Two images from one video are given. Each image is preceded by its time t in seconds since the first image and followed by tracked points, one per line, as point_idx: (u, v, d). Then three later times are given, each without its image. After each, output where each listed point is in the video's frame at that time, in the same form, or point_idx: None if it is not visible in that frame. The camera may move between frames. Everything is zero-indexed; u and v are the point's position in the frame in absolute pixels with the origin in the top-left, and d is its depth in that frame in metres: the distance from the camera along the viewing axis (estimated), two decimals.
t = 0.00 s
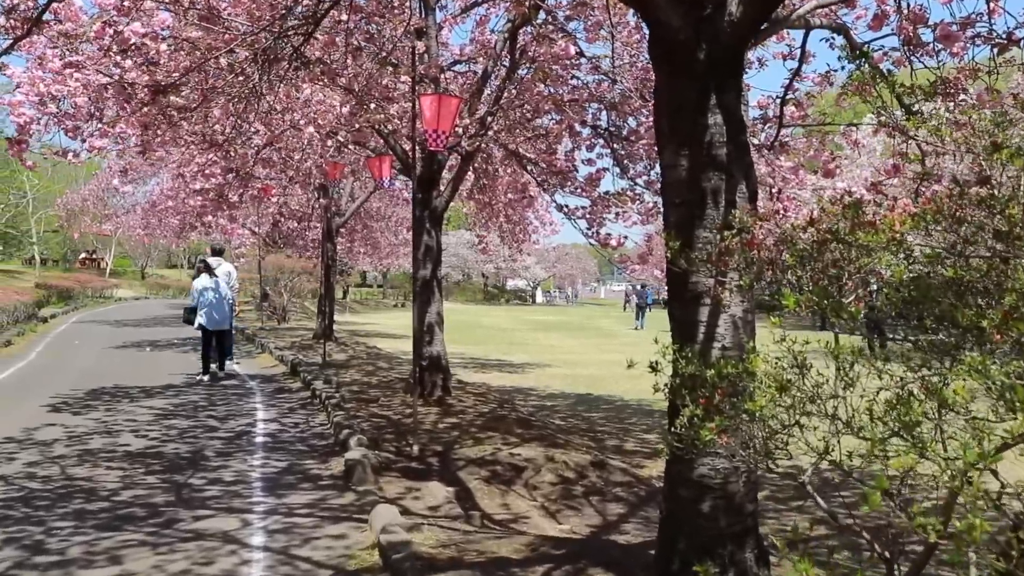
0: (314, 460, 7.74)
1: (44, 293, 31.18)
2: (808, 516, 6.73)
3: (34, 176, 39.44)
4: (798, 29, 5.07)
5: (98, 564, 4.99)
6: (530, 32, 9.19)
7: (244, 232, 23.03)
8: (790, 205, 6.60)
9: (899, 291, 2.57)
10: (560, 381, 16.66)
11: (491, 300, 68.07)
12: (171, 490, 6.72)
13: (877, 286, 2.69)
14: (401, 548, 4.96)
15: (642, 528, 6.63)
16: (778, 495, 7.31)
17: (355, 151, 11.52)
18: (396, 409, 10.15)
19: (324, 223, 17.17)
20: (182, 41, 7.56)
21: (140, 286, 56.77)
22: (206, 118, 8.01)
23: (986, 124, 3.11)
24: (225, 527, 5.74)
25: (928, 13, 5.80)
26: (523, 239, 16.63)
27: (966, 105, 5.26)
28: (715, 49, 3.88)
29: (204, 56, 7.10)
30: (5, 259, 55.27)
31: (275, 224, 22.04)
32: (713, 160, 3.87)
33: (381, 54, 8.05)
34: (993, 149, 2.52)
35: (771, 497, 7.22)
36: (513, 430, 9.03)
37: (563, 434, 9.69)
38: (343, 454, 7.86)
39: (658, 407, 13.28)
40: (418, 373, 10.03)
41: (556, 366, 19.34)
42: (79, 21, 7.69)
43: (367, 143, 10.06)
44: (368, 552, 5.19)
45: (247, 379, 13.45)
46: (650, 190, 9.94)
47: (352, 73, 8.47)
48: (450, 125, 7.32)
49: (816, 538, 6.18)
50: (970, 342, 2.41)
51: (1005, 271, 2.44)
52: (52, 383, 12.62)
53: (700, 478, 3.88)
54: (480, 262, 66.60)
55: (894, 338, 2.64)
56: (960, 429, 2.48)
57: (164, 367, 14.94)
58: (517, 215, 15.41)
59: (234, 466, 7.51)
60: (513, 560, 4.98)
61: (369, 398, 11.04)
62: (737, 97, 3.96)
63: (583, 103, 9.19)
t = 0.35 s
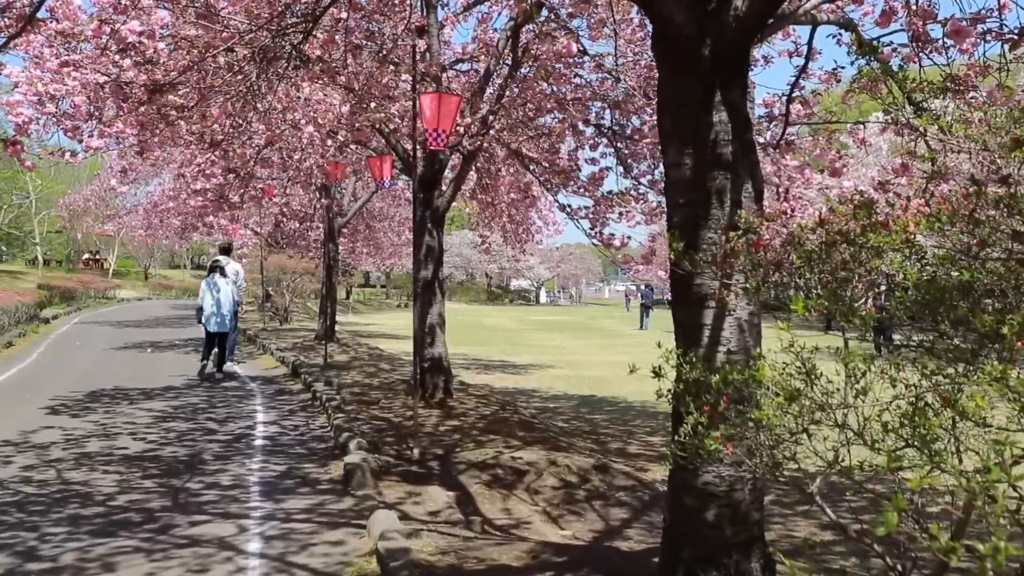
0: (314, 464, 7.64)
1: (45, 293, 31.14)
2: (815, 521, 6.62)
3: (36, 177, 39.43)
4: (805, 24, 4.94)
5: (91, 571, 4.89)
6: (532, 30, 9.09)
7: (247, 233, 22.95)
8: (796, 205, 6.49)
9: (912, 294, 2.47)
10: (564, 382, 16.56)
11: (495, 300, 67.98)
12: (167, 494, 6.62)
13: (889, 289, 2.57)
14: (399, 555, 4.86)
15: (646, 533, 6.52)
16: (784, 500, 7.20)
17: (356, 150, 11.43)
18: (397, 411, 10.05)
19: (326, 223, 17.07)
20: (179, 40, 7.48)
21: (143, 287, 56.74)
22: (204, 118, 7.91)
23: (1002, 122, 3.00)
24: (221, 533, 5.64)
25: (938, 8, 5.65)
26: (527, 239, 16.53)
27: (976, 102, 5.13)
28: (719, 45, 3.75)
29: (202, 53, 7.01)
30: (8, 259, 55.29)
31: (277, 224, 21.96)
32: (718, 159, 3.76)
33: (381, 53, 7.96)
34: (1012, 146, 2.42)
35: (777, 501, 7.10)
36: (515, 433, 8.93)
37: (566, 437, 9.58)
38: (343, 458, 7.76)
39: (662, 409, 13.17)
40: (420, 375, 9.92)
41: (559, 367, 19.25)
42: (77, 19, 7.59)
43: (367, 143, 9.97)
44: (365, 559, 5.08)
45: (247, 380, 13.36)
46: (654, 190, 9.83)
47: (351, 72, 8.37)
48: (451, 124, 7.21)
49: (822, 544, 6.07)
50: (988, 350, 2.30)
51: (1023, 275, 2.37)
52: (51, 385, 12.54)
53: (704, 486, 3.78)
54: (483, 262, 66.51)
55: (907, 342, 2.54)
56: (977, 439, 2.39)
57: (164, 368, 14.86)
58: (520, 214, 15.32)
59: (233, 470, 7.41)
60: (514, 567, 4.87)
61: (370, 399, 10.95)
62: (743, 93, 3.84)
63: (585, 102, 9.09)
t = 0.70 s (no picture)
0: (310, 467, 7.52)
1: (45, 293, 31.05)
2: (821, 526, 6.49)
3: (36, 176, 39.37)
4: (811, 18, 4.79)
5: None
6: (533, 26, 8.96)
7: (247, 233, 22.86)
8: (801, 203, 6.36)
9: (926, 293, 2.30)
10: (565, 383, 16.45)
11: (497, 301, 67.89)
12: (160, 498, 6.50)
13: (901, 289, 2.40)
14: (395, 562, 4.72)
15: (649, 538, 6.38)
16: (789, 504, 7.07)
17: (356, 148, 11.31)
18: (396, 413, 9.93)
19: (326, 222, 16.97)
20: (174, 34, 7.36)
21: (144, 286, 56.65)
22: (200, 114, 7.79)
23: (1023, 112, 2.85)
24: (213, 538, 5.51)
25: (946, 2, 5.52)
26: (528, 239, 16.42)
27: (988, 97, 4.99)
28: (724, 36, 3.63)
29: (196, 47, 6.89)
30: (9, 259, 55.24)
31: (278, 224, 21.85)
32: (723, 153, 3.63)
33: (380, 48, 7.85)
34: None
35: (782, 506, 6.98)
36: (515, 435, 8.80)
37: (568, 439, 9.45)
38: (340, 460, 7.64)
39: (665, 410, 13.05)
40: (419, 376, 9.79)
41: (561, 368, 19.11)
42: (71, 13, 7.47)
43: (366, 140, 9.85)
44: (361, 565, 4.95)
45: (246, 381, 13.25)
46: (657, 189, 9.69)
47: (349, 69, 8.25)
48: (449, 120, 7.08)
49: (829, 549, 5.94)
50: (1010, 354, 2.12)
51: None
52: (48, 385, 12.43)
53: (708, 493, 3.65)
54: (485, 263, 66.41)
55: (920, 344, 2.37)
56: (1002, 449, 2.24)
57: (162, 368, 14.75)
58: (521, 214, 15.20)
59: (228, 473, 7.29)
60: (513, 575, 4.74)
61: (369, 401, 10.84)
62: (748, 87, 3.71)
63: (587, 99, 8.97)
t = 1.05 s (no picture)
0: (311, 473, 7.36)
1: (45, 292, 30.91)
2: (834, 534, 6.32)
3: (36, 175, 39.22)
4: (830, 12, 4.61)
5: None
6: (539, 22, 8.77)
7: (248, 232, 22.70)
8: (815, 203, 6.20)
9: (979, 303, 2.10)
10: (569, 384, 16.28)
11: (499, 300, 67.72)
12: (157, 505, 6.34)
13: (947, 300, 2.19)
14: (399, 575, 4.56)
15: (657, 546, 6.22)
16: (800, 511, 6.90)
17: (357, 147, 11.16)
18: (398, 415, 9.77)
19: (327, 222, 16.81)
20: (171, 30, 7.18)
21: (145, 285, 56.52)
22: (198, 112, 7.63)
23: None
24: (210, 548, 5.35)
25: None
26: (531, 238, 16.25)
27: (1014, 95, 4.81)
28: (747, 29, 3.47)
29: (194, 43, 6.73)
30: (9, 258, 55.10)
31: (279, 223, 21.69)
32: (744, 152, 3.47)
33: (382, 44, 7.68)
34: None
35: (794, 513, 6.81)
36: (520, 439, 8.63)
37: (573, 443, 9.28)
38: (341, 465, 7.48)
39: (670, 412, 12.90)
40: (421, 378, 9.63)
41: (565, 368, 18.94)
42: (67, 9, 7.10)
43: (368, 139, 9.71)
44: None
45: (246, 382, 13.09)
46: (664, 188, 9.52)
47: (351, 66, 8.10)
48: (453, 117, 6.92)
49: (843, 559, 5.77)
50: None
51: None
52: (46, 386, 12.29)
53: (728, 509, 3.50)
54: (487, 261, 66.27)
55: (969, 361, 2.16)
56: None
57: (162, 369, 14.61)
58: (524, 213, 15.03)
59: (226, 479, 7.14)
60: None
61: (370, 403, 10.68)
62: (771, 82, 3.55)
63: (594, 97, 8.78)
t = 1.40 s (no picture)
0: (314, 478, 7.20)
1: (46, 292, 30.77)
2: (851, 543, 6.15)
3: (38, 175, 39.08)
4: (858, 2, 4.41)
5: None
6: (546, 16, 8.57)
7: (250, 232, 22.55)
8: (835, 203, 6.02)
9: None
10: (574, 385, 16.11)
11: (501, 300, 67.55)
12: (156, 512, 6.17)
13: None
14: None
15: (670, 555, 6.05)
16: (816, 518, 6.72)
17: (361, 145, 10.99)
18: (402, 418, 9.60)
19: (330, 221, 16.63)
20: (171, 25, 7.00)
21: (147, 285, 56.38)
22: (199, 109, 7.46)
23: None
24: (211, 558, 5.18)
25: None
26: (536, 237, 16.08)
27: None
28: (774, 18, 3.31)
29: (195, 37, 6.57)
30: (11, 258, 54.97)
31: (281, 223, 21.51)
32: (772, 148, 3.30)
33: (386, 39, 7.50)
34: None
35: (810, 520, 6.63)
36: (527, 443, 8.46)
37: (580, 447, 9.11)
38: (345, 471, 7.31)
39: (677, 415, 12.73)
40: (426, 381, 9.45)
41: (570, 369, 18.78)
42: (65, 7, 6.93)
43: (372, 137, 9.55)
44: None
45: (248, 383, 12.93)
46: (673, 188, 9.34)
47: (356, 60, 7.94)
48: (461, 114, 6.75)
49: (862, 568, 5.60)
50: None
51: None
52: (45, 388, 12.12)
53: (754, 525, 3.33)
54: (490, 261, 66.10)
55: None
56: None
57: (163, 370, 14.44)
58: (530, 212, 14.85)
59: (228, 485, 6.97)
60: None
61: (374, 405, 10.52)
62: (801, 74, 3.38)
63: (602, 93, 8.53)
